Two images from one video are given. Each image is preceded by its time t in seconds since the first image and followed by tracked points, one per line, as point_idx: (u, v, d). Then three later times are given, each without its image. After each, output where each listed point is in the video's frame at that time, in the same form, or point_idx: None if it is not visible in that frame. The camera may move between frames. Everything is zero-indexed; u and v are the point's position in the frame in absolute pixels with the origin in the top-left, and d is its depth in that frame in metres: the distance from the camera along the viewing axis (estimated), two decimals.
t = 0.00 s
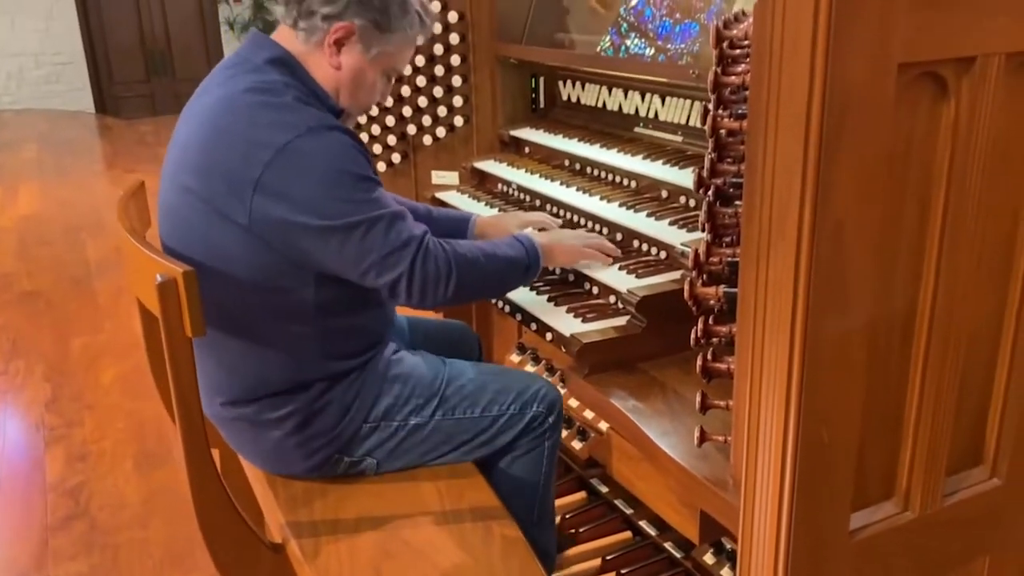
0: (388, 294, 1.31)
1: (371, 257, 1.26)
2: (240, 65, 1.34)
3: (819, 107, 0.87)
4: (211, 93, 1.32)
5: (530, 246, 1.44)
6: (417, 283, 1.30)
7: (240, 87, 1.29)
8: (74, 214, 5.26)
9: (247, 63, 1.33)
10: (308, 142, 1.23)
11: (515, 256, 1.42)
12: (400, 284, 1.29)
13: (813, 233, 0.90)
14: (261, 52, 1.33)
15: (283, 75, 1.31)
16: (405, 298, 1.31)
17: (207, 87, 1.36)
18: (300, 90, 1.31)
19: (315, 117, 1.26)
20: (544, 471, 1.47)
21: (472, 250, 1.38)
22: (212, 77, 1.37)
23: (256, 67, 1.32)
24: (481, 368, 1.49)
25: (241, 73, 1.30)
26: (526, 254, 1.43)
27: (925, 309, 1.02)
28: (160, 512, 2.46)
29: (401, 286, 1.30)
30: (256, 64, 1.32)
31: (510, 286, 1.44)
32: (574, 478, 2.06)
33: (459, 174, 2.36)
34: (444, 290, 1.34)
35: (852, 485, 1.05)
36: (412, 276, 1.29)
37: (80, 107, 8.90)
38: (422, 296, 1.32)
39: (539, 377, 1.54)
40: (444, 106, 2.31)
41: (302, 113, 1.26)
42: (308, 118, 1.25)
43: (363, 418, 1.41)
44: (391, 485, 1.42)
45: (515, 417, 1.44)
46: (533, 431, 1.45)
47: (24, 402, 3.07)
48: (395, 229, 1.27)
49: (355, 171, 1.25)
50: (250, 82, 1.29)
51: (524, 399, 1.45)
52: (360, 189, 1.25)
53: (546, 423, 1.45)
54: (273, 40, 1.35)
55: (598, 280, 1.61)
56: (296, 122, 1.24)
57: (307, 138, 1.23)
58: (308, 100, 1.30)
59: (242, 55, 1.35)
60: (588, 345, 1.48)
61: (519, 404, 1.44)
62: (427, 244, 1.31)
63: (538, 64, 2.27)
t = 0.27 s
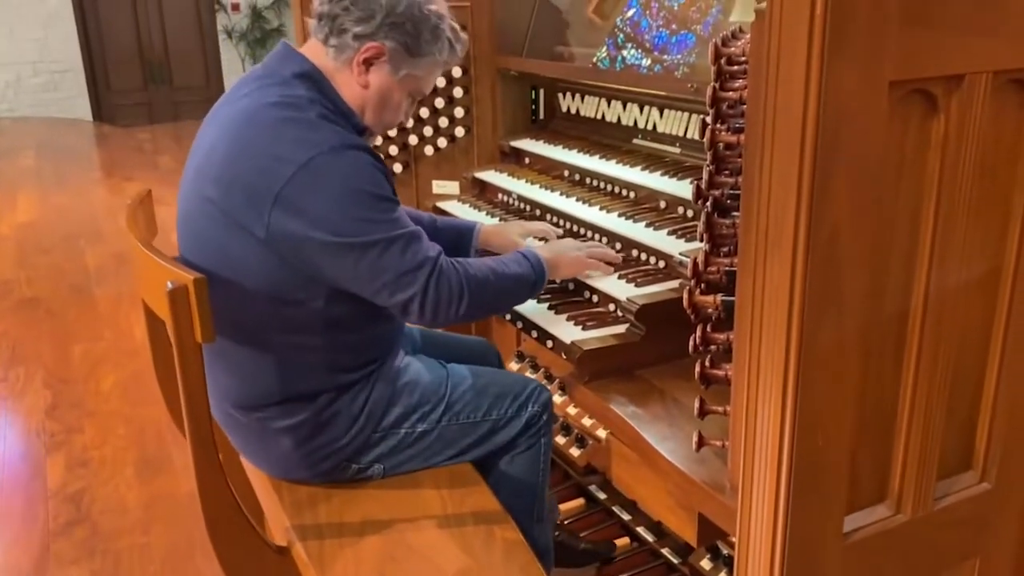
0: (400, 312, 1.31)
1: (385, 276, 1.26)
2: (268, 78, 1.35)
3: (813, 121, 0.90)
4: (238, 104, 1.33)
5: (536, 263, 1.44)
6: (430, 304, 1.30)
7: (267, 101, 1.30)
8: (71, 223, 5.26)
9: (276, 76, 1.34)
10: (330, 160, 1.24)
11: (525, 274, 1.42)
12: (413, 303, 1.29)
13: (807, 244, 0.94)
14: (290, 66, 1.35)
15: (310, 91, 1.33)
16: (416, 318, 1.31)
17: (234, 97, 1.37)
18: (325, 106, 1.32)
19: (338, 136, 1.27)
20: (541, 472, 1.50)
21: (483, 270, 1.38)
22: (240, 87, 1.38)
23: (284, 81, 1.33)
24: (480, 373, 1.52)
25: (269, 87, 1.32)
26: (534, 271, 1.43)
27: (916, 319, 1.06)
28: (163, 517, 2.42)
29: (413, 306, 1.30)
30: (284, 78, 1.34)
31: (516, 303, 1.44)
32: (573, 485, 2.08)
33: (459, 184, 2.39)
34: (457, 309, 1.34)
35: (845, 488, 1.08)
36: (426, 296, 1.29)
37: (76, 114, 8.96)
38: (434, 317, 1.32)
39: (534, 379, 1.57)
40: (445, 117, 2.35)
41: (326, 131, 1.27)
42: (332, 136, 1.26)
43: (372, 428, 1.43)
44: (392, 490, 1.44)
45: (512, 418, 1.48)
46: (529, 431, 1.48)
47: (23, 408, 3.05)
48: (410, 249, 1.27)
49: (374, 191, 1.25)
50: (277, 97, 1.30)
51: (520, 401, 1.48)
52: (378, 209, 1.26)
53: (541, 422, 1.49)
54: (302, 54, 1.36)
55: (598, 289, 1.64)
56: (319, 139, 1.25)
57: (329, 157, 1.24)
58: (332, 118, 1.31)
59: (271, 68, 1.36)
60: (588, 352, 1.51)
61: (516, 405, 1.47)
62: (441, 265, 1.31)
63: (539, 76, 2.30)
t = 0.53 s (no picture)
0: (406, 317, 1.32)
1: (393, 281, 1.28)
2: (284, 82, 1.37)
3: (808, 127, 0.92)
4: (253, 107, 1.35)
5: (537, 267, 1.46)
6: (436, 310, 1.32)
7: (282, 106, 1.32)
8: (69, 229, 5.27)
9: (292, 81, 1.36)
10: (344, 165, 1.26)
11: (530, 282, 1.44)
12: (421, 308, 1.31)
13: (801, 249, 0.96)
14: (307, 73, 1.37)
15: (326, 97, 1.35)
16: (422, 323, 1.33)
17: (249, 100, 1.39)
18: (340, 113, 1.34)
19: (352, 142, 1.29)
20: (540, 475, 1.51)
21: (488, 277, 1.40)
22: (255, 91, 1.40)
23: (300, 86, 1.35)
24: (480, 374, 1.54)
25: (285, 91, 1.34)
26: (535, 278, 1.44)
27: (910, 323, 1.08)
28: (160, 521, 2.42)
29: (420, 311, 1.31)
30: (300, 83, 1.36)
31: (519, 308, 1.46)
32: (570, 490, 2.08)
33: (458, 191, 2.41)
34: (463, 315, 1.35)
35: (839, 489, 1.10)
36: (433, 302, 1.31)
37: (75, 120, 8.99)
38: (440, 322, 1.33)
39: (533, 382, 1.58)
40: (444, 124, 2.36)
41: (341, 137, 1.28)
42: (346, 143, 1.28)
43: (373, 429, 1.44)
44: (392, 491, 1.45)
45: (511, 421, 1.49)
46: (528, 433, 1.50)
47: (21, 413, 3.06)
48: (419, 254, 1.29)
49: (387, 198, 1.27)
50: (293, 102, 1.32)
51: (519, 403, 1.50)
52: (390, 215, 1.27)
53: (539, 423, 1.51)
54: (321, 62, 1.39)
55: (596, 294, 1.66)
56: (333, 145, 1.27)
57: (343, 162, 1.26)
58: (346, 124, 1.33)
59: (288, 73, 1.38)
60: (585, 355, 1.52)
61: (515, 407, 1.49)
62: (449, 271, 1.33)
63: (537, 84, 2.33)
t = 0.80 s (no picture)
0: (404, 319, 1.33)
1: (388, 284, 1.29)
2: (271, 91, 1.38)
3: (803, 134, 0.93)
4: (241, 118, 1.36)
5: (536, 263, 1.46)
6: (434, 310, 1.33)
7: (269, 115, 1.33)
8: (68, 234, 5.28)
9: (279, 90, 1.38)
10: (332, 171, 1.27)
11: (528, 277, 1.44)
12: (417, 310, 1.32)
13: (795, 255, 0.97)
14: (292, 80, 1.38)
15: (312, 105, 1.36)
16: (420, 324, 1.34)
17: (237, 110, 1.40)
18: (327, 119, 1.36)
19: (340, 148, 1.29)
20: (535, 476, 1.52)
21: (484, 275, 1.40)
22: (243, 101, 1.41)
23: (287, 94, 1.37)
24: (476, 377, 1.55)
25: (270, 101, 1.35)
26: (533, 271, 1.45)
27: (902, 328, 1.09)
28: (158, 526, 2.42)
29: (417, 313, 1.32)
30: (287, 91, 1.37)
31: (518, 304, 1.47)
32: (566, 495, 2.09)
33: (456, 197, 2.43)
34: (461, 314, 1.37)
35: (834, 492, 1.11)
36: (429, 304, 1.32)
37: (75, 125, 8.99)
38: (439, 323, 1.35)
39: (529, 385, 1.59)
40: (443, 130, 2.37)
41: (329, 143, 1.29)
42: (334, 148, 1.29)
43: (369, 432, 1.45)
44: (391, 494, 1.46)
45: (507, 423, 1.50)
46: (524, 435, 1.51)
47: (19, 417, 3.06)
48: (413, 257, 1.30)
49: (376, 202, 1.28)
50: (280, 111, 1.33)
51: (515, 405, 1.50)
52: (381, 219, 1.28)
53: (535, 426, 1.52)
54: (303, 68, 1.40)
55: (593, 299, 1.67)
56: (321, 151, 1.28)
57: (329, 170, 1.27)
58: (334, 131, 1.34)
59: (274, 82, 1.39)
60: (583, 360, 1.54)
61: (511, 409, 1.50)
62: (443, 272, 1.34)
63: (536, 90, 2.34)
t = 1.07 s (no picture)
0: (401, 324, 1.34)
1: (386, 289, 1.30)
2: (269, 97, 1.39)
3: (800, 142, 0.94)
4: (240, 123, 1.37)
5: (535, 273, 1.47)
6: (431, 312, 1.33)
7: (268, 120, 1.34)
8: (69, 238, 5.29)
9: (277, 96, 1.38)
10: (329, 177, 1.27)
11: (524, 284, 1.46)
12: (414, 315, 1.33)
13: (791, 261, 0.98)
14: (290, 86, 1.39)
15: (310, 110, 1.37)
16: (417, 330, 1.34)
17: (236, 116, 1.41)
18: (325, 124, 1.36)
19: (338, 153, 1.30)
20: (535, 481, 1.52)
21: (481, 281, 1.41)
22: (242, 107, 1.42)
23: (285, 100, 1.37)
24: (475, 382, 1.56)
25: (269, 106, 1.36)
26: (532, 280, 1.46)
27: (899, 334, 1.10)
28: (157, 529, 2.43)
29: (414, 318, 1.33)
30: (285, 97, 1.38)
31: (515, 312, 1.48)
32: (565, 499, 2.09)
33: (457, 202, 2.43)
34: (457, 319, 1.37)
35: (831, 497, 1.12)
36: (426, 309, 1.33)
37: (75, 130, 9.00)
38: (436, 326, 1.35)
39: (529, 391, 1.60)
40: (443, 135, 2.39)
41: (327, 148, 1.30)
42: (332, 153, 1.29)
43: (369, 437, 1.46)
44: (390, 498, 1.46)
45: (506, 429, 1.51)
46: (524, 441, 1.52)
47: (19, 421, 3.06)
48: (410, 262, 1.31)
49: (374, 207, 1.29)
50: (278, 116, 1.34)
51: (515, 411, 1.51)
52: (379, 223, 1.29)
53: (534, 431, 1.52)
54: (300, 73, 1.41)
55: (592, 304, 1.67)
56: (319, 157, 1.29)
57: (328, 174, 1.27)
58: (332, 136, 1.34)
59: (272, 88, 1.40)
60: (582, 364, 1.54)
61: (511, 415, 1.51)
62: (440, 278, 1.34)
63: (536, 96, 2.35)
